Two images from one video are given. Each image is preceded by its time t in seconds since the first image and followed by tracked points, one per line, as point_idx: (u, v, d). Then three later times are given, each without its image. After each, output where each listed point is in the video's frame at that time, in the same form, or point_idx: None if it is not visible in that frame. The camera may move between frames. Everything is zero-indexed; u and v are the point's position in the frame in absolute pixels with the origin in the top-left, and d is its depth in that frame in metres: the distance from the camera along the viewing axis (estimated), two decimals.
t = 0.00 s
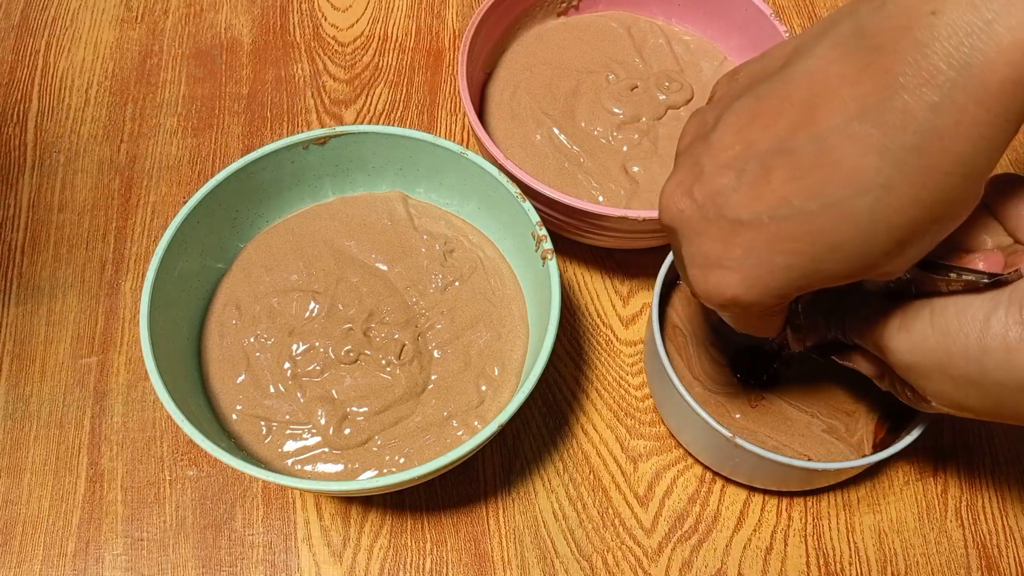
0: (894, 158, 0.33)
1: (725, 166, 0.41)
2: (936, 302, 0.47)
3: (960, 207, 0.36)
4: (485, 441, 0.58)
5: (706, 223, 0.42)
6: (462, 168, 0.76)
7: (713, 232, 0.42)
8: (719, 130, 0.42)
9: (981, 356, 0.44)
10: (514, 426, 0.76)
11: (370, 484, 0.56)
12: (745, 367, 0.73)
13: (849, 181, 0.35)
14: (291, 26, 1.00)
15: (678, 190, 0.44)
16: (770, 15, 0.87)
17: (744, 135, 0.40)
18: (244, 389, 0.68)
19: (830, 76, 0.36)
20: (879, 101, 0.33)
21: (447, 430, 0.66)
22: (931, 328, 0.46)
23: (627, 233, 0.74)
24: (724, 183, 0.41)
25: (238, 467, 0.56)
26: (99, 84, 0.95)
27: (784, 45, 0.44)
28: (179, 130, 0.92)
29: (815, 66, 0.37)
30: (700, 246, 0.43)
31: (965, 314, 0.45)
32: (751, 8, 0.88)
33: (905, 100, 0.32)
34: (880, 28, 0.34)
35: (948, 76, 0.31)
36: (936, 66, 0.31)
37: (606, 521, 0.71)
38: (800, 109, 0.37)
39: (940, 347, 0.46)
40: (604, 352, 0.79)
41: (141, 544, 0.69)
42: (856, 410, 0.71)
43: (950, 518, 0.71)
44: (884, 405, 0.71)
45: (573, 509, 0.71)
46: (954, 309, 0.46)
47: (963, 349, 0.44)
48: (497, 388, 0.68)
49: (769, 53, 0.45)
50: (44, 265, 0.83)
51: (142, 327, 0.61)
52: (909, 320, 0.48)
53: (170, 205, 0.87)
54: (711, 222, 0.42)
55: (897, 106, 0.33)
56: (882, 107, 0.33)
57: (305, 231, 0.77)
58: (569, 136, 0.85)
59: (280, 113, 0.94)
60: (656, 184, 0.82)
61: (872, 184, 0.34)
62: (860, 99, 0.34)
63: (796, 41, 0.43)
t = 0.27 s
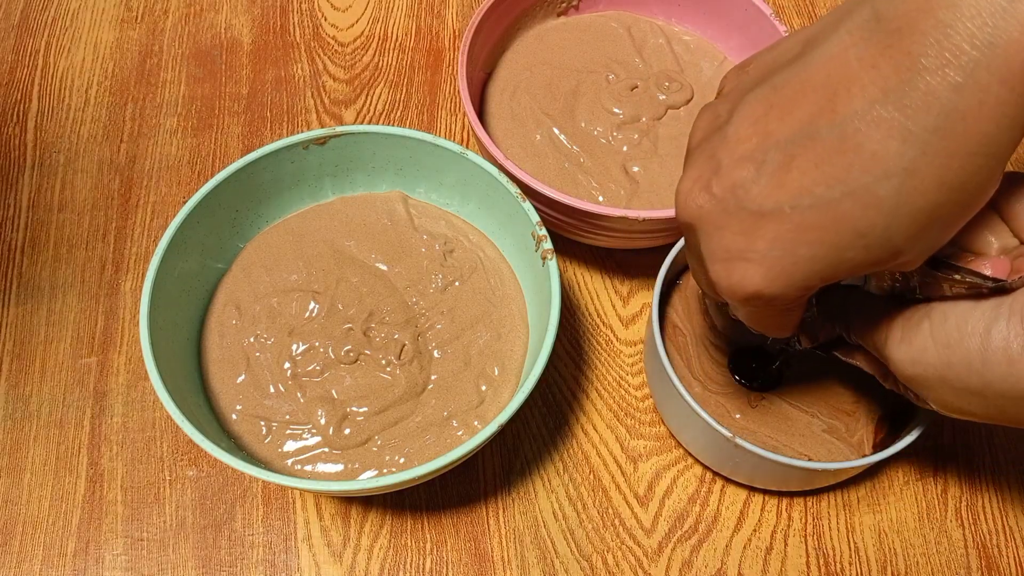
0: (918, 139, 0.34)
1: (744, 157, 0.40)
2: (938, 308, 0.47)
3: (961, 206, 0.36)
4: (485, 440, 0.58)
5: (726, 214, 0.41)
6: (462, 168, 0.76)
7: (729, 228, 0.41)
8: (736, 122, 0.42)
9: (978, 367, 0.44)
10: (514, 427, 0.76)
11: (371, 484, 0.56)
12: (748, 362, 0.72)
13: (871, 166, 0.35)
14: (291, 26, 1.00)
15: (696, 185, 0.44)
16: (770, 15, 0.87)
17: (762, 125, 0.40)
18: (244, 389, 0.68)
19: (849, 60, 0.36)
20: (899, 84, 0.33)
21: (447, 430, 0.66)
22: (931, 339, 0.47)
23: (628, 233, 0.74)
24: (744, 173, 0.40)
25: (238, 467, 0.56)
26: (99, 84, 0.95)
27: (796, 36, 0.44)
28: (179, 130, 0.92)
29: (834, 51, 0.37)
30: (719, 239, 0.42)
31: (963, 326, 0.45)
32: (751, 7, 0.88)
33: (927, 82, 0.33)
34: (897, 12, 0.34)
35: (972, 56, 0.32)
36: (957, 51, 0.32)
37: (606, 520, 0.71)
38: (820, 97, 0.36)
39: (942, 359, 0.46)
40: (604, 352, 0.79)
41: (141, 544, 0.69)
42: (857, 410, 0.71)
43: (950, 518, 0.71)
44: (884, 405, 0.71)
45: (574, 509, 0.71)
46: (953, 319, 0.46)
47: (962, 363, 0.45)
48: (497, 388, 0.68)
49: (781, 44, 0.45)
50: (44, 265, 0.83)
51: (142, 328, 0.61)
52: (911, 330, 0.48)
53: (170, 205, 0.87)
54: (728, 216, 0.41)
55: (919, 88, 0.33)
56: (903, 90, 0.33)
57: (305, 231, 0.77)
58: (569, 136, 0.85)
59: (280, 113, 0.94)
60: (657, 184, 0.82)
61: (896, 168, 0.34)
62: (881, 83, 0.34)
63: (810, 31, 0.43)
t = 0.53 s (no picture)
0: (930, 126, 0.34)
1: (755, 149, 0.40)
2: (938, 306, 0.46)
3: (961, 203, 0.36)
4: (485, 440, 0.58)
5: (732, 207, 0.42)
6: (463, 168, 0.76)
7: (742, 218, 0.41)
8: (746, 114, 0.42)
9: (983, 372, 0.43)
10: (515, 426, 0.76)
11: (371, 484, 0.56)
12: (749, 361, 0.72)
13: (883, 154, 0.35)
14: (291, 26, 1.00)
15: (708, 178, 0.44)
16: (770, 15, 0.87)
17: (773, 116, 0.40)
18: (244, 389, 0.68)
19: (861, 48, 0.36)
20: (911, 70, 0.33)
21: (447, 430, 0.66)
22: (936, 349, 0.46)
23: (628, 233, 0.74)
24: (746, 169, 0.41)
25: (238, 467, 0.56)
26: (99, 84, 0.95)
27: (807, 29, 0.44)
28: (179, 130, 0.92)
29: (845, 41, 0.37)
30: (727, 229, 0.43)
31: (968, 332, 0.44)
32: (751, 7, 0.88)
33: (939, 68, 0.33)
34: None
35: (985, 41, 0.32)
36: (969, 36, 0.32)
37: (606, 520, 0.71)
38: (831, 86, 0.37)
39: (952, 371, 0.45)
40: (604, 352, 0.79)
41: (141, 544, 0.69)
42: (857, 409, 0.71)
43: (950, 518, 0.71)
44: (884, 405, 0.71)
45: (574, 509, 0.71)
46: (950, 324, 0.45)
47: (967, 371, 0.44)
48: (497, 388, 0.68)
49: (792, 36, 0.45)
50: (44, 265, 0.83)
51: (143, 328, 0.61)
52: (919, 343, 0.47)
53: (170, 205, 0.87)
54: (739, 208, 0.41)
55: (932, 74, 0.33)
56: (915, 76, 0.33)
57: (305, 231, 0.77)
58: (569, 136, 0.85)
59: (280, 113, 0.94)
60: (656, 184, 0.82)
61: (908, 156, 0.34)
62: (893, 70, 0.34)
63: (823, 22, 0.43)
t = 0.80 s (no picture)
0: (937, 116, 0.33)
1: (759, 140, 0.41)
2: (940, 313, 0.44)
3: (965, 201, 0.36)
4: (485, 440, 0.58)
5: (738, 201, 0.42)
6: (463, 168, 0.76)
7: (742, 213, 0.41)
8: (752, 106, 0.42)
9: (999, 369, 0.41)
10: (515, 426, 0.76)
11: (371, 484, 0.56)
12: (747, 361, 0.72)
13: (890, 145, 0.34)
14: (291, 26, 1.00)
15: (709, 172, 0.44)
16: (770, 15, 0.87)
17: (777, 109, 0.40)
18: (244, 389, 0.68)
19: (870, 38, 0.36)
20: (921, 59, 0.33)
21: (447, 430, 0.66)
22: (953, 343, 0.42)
23: (628, 233, 0.74)
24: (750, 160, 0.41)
25: (238, 467, 0.56)
26: (99, 84, 0.95)
27: (814, 19, 0.44)
28: (179, 130, 0.92)
29: (853, 32, 0.37)
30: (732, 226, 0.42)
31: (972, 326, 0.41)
32: (751, 7, 0.88)
33: (950, 57, 0.33)
34: None
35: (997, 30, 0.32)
36: (981, 25, 0.32)
37: (606, 520, 0.71)
38: (838, 77, 0.37)
39: (979, 365, 0.41)
40: (604, 352, 0.79)
41: (141, 544, 0.69)
42: (857, 410, 0.71)
43: (950, 518, 0.71)
44: (884, 406, 0.71)
45: (574, 509, 0.71)
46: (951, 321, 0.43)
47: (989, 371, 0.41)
48: (497, 388, 0.68)
49: (798, 27, 0.45)
50: (44, 265, 0.83)
51: (142, 328, 0.61)
52: (939, 340, 0.43)
53: (170, 205, 0.87)
54: (743, 199, 0.41)
55: (942, 64, 0.33)
56: (925, 65, 0.33)
57: (306, 231, 0.77)
58: (569, 136, 0.85)
59: (280, 113, 0.94)
60: (656, 184, 0.82)
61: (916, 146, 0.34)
62: (902, 60, 0.34)
63: (828, 15, 0.43)
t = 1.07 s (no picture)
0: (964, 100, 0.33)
1: (781, 129, 0.41)
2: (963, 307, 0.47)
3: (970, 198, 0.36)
4: (485, 441, 0.58)
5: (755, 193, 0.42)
6: (463, 168, 0.76)
7: (765, 199, 0.41)
8: (773, 96, 0.43)
9: None
10: (515, 426, 0.76)
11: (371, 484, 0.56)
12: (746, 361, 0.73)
13: (916, 129, 0.35)
14: (291, 26, 1.00)
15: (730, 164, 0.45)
16: (770, 15, 0.87)
17: (800, 97, 0.40)
18: (244, 389, 0.68)
19: (895, 24, 0.36)
20: (947, 43, 0.33)
21: (447, 430, 0.66)
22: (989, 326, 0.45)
23: (627, 233, 0.74)
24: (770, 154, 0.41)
25: (238, 467, 0.56)
26: (99, 84, 0.95)
27: (834, 9, 0.44)
28: (179, 130, 0.92)
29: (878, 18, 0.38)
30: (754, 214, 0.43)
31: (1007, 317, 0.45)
32: (751, 7, 0.88)
33: (976, 40, 0.33)
34: None
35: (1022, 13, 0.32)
36: (1007, 8, 0.32)
37: (606, 520, 0.71)
38: (861, 64, 0.37)
39: (1017, 343, 0.44)
40: (604, 352, 0.79)
41: (141, 544, 0.69)
42: (857, 410, 0.71)
43: (950, 518, 0.71)
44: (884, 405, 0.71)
45: (574, 509, 0.71)
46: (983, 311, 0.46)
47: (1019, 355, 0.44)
48: (497, 388, 0.68)
49: (818, 17, 0.45)
50: (44, 265, 0.83)
51: (142, 328, 0.61)
52: (975, 321, 0.46)
53: (170, 205, 0.87)
54: (765, 186, 0.41)
55: (968, 47, 0.33)
56: (950, 49, 0.33)
57: (306, 231, 0.77)
58: (569, 136, 0.85)
59: (280, 113, 0.94)
60: (657, 184, 0.82)
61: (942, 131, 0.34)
62: (927, 44, 0.34)
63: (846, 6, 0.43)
